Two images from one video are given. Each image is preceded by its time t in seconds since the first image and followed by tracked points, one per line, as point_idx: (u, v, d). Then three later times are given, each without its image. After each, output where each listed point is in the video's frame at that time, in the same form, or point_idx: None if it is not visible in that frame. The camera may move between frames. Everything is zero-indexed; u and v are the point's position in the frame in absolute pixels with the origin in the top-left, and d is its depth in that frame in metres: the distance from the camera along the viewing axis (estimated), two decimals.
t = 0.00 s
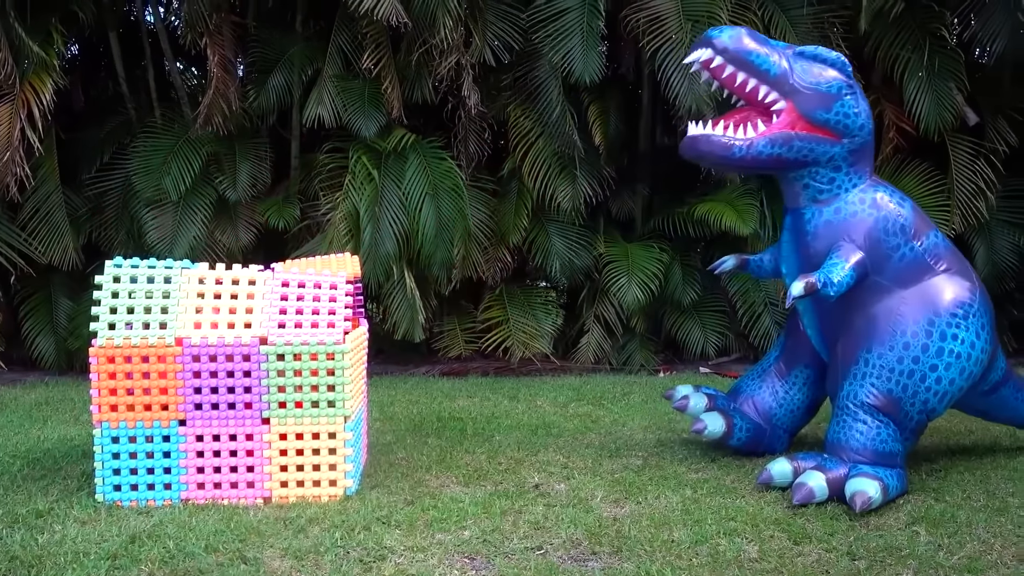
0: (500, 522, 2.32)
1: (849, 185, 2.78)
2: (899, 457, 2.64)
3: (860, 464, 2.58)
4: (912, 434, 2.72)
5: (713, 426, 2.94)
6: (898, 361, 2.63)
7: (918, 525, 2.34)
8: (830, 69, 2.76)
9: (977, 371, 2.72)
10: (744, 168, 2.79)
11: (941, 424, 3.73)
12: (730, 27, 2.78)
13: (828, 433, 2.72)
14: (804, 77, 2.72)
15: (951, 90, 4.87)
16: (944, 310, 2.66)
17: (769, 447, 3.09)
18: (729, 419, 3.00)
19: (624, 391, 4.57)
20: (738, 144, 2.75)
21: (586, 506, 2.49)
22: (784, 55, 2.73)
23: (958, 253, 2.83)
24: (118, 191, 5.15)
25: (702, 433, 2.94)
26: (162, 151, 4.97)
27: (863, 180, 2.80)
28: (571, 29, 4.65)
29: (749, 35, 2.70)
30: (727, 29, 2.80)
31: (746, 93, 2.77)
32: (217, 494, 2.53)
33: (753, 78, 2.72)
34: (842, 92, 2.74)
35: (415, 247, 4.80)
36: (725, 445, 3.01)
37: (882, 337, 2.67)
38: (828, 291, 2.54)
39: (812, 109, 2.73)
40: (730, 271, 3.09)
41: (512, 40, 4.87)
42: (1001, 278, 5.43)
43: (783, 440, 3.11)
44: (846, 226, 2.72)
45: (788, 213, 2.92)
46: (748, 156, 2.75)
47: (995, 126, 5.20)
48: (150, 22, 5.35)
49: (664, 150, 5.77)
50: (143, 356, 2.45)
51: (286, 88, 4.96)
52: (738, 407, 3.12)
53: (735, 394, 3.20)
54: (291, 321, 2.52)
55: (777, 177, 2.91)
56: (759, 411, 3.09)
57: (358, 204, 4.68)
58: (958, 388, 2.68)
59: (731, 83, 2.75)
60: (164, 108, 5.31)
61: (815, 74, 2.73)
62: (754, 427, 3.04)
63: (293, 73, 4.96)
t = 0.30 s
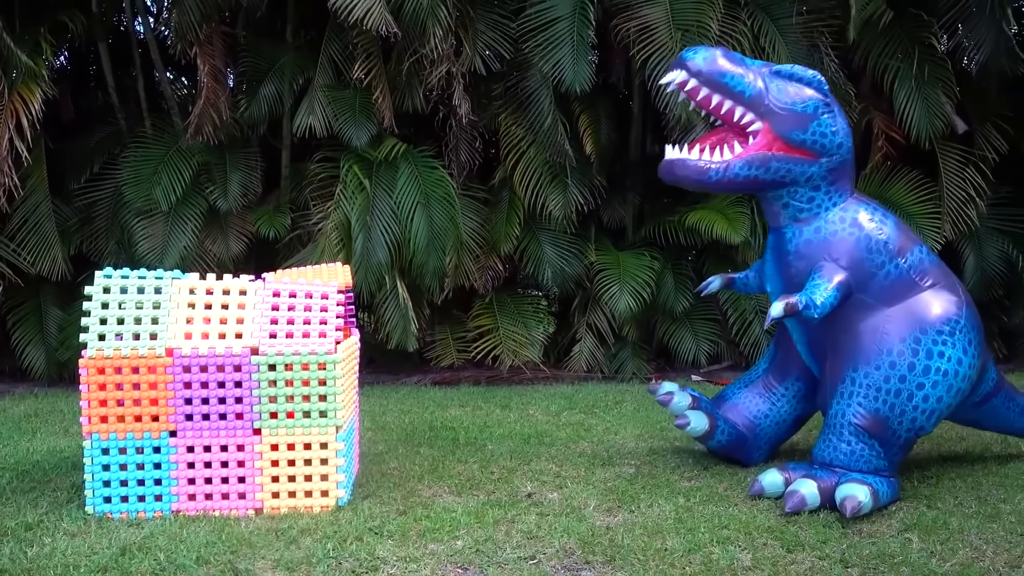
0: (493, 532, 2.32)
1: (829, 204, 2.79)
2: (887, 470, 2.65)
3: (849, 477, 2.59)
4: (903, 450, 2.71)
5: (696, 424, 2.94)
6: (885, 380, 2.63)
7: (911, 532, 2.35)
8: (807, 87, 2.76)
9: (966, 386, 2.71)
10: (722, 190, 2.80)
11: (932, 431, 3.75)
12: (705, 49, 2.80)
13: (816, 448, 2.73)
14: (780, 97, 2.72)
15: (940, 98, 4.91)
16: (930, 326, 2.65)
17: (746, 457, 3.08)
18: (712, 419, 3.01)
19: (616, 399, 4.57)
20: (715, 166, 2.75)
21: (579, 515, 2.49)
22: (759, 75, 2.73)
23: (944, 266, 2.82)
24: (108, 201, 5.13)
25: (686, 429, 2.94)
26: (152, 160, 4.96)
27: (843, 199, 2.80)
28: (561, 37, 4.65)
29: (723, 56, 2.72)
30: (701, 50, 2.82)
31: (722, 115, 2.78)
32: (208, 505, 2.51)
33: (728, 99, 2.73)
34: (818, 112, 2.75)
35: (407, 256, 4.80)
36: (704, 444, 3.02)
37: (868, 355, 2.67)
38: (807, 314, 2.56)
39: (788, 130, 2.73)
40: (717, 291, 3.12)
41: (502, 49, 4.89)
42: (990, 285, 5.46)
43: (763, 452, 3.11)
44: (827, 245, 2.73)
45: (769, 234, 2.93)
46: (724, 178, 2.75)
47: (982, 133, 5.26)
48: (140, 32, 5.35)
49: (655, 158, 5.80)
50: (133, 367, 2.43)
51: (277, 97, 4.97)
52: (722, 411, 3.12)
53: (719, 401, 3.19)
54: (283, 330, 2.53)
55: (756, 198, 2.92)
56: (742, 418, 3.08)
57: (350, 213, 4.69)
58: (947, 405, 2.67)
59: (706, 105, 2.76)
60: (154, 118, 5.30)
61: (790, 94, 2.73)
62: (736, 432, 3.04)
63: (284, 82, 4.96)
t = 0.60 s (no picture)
0: (494, 529, 2.32)
1: (766, 212, 2.80)
2: (884, 460, 2.66)
3: (849, 472, 2.59)
4: (897, 433, 2.71)
5: (686, 443, 2.92)
6: (861, 370, 2.63)
7: (911, 529, 2.35)
8: (724, 104, 2.77)
9: (939, 357, 2.70)
10: (661, 215, 2.79)
11: (933, 429, 3.74)
12: (621, 81, 2.78)
13: (812, 449, 2.73)
14: (701, 117, 2.73)
15: (941, 97, 4.91)
16: (893, 308, 2.65)
17: (743, 462, 3.06)
18: (702, 435, 2.98)
19: (617, 397, 4.57)
20: (651, 193, 2.75)
21: (579, 512, 2.49)
22: (677, 100, 2.73)
23: (891, 246, 2.82)
24: (107, 199, 5.13)
25: (677, 449, 2.91)
26: (152, 159, 4.95)
27: (778, 205, 2.81)
28: (560, 36, 4.65)
29: (640, 87, 2.70)
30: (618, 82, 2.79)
31: (649, 143, 2.77)
32: (208, 503, 2.51)
33: (651, 128, 2.72)
34: (740, 126, 2.76)
35: (408, 254, 4.80)
36: (698, 461, 3.00)
37: (839, 349, 2.67)
38: (769, 325, 2.57)
39: (714, 148, 2.75)
40: (681, 318, 3.13)
41: (502, 47, 4.88)
42: (991, 283, 5.46)
43: (758, 455, 3.10)
44: (773, 253, 2.74)
45: (717, 251, 2.94)
46: (662, 203, 2.75)
47: (983, 131, 5.27)
48: (139, 31, 5.35)
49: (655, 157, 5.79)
50: (133, 365, 2.44)
51: (277, 95, 4.97)
52: (710, 424, 3.11)
53: (704, 414, 3.18)
54: (283, 328, 2.52)
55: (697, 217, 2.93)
56: (731, 427, 3.07)
57: (351, 211, 4.69)
58: (925, 378, 2.66)
59: (632, 136, 2.74)
60: (154, 117, 5.30)
61: (710, 113, 2.74)
62: (727, 441, 3.02)
63: (284, 80, 4.96)
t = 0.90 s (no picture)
0: (497, 502, 2.33)
1: (708, 206, 2.79)
2: (880, 426, 2.65)
3: (847, 443, 2.59)
4: (885, 393, 2.71)
5: (685, 424, 2.93)
6: (832, 341, 2.63)
7: (914, 505, 2.35)
8: (650, 109, 2.75)
9: (907, 308, 2.69)
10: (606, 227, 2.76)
11: (937, 406, 3.73)
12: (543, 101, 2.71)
13: (809, 425, 2.73)
14: (629, 126, 2.70)
15: (952, 73, 4.84)
16: (851, 271, 2.65)
17: (743, 436, 3.06)
18: (699, 414, 2.98)
19: (621, 372, 4.57)
20: (592, 207, 2.71)
21: (582, 486, 2.50)
22: (602, 112, 2.69)
23: (836, 210, 2.81)
24: (113, 171, 5.12)
25: (676, 432, 2.92)
26: (157, 130, 4.93)
27: (718, 196, 2.80)
28: (568, 8, 4.65)
29: (564, 105, 2.64)
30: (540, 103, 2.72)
31: (583, 157, 2.72)
32: (214, 474, 2.52)
33: (582, 144, 2.67)
34: (668, 128, 2.74)
35: (413, 228, 4.79)
36: (699, 440, 2.99)
37: (808, 324, 2.67)
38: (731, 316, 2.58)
39: (646, 154, 2.72)
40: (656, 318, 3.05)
41: (508, 19, 4.80)
42: (998, 261, 5.42)
43: (757, 428, 3.10)
44: (723, 244, 2.74)
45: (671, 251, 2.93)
46: (604, 216, 2.72)
47: (993, 108, 5.20)
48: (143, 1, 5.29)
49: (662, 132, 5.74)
50: (138, 337, 2.44)
51: (283, 67, 4.93)
52: (704, 403, 3.12)
53: (698, 394, 3.19)
54: (287, 301, 2.52)
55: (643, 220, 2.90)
56: (726, 402, 3.08)
57: (355, 184, 4.66)
58: (896, 334, 2.65)
59: (564, 154, 2.68)
60: (158, 88, 5.26)
61: (637, 120, 2.71)
62: (724, 415, 3.03)
63: (290, 52, 4.92)
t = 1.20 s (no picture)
0: (502, 493, 2.33)
1: (685, 214, 2.76)
2: (880, 414, 2.64)
3: (848, 431, 2.59)
4: (881, 379, 2.71)
5: (688, 415, 2.92)
6: (822, 335, 2.63)
7: (919, 496, 2.35)
8: (619, 123, 2.71)
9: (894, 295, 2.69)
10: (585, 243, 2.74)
11: (943, 397, 3.72)
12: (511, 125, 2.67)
13: (810, 418, 2.74)
14: (599, 143, 2.67)
15: (960, 61, 4.81)
16: (833, 264, 2.64)
17: (747, 424, 3.05)
18: (701, 405, 2.97)
19: (625, 363, 4.57)
20: (570, 225, 2.69)
21: (587, 477, 2.50)
22: (570, 131, 2.65)
23: (811, 203, 2.80)
24: (116, 163, 5.12)
25: (680, 424, 2.92)
26: (161, 122, 4.92)
27: (694, 202, 2.77)
28: None
29: (532, 129, 2.60)
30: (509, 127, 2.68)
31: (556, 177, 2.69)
32: (220, 465, 2.53)
33: (554, 165, 2.63)
34: (637, 141, 2.70)
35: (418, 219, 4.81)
36: (703, 431, 2.98)
37: (796, 322, 2.67)
38: (716, 320, 2.57)
39: (618, 168, 2.69)
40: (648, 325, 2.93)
41: (513, 10, 4.78)
42: (1005, 251, 5.40)
43: (760, 414, 3.09)
44: (704, 250, 2.72)
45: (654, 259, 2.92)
46: (583, 233, 2.71)
47: (1001, 97, 5.18)
48: None
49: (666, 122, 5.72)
50: (143, 329, 2.45)
51: (287, 58, 4.91)
52: (705, 394, 3.11)
53: (698, 385, 3.19)
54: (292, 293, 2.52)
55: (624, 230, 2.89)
56: (727, 391, 3.08)
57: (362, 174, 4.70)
58: (884, 321, 2.65)
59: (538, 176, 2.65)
60: (161, 80, 5.25)
61: (606, 135, 2.68)
62: (726, 404, 3.02)
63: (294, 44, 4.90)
